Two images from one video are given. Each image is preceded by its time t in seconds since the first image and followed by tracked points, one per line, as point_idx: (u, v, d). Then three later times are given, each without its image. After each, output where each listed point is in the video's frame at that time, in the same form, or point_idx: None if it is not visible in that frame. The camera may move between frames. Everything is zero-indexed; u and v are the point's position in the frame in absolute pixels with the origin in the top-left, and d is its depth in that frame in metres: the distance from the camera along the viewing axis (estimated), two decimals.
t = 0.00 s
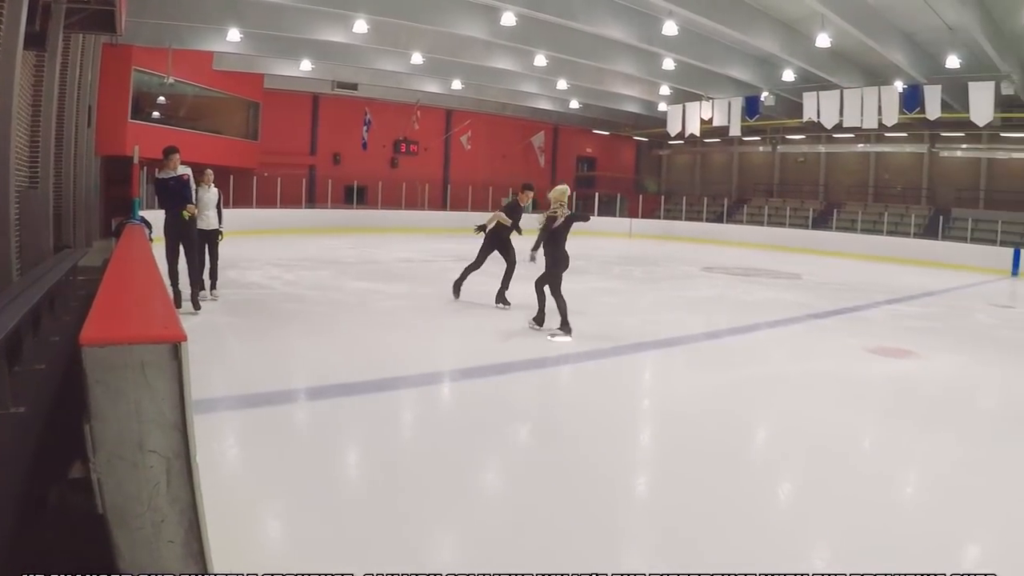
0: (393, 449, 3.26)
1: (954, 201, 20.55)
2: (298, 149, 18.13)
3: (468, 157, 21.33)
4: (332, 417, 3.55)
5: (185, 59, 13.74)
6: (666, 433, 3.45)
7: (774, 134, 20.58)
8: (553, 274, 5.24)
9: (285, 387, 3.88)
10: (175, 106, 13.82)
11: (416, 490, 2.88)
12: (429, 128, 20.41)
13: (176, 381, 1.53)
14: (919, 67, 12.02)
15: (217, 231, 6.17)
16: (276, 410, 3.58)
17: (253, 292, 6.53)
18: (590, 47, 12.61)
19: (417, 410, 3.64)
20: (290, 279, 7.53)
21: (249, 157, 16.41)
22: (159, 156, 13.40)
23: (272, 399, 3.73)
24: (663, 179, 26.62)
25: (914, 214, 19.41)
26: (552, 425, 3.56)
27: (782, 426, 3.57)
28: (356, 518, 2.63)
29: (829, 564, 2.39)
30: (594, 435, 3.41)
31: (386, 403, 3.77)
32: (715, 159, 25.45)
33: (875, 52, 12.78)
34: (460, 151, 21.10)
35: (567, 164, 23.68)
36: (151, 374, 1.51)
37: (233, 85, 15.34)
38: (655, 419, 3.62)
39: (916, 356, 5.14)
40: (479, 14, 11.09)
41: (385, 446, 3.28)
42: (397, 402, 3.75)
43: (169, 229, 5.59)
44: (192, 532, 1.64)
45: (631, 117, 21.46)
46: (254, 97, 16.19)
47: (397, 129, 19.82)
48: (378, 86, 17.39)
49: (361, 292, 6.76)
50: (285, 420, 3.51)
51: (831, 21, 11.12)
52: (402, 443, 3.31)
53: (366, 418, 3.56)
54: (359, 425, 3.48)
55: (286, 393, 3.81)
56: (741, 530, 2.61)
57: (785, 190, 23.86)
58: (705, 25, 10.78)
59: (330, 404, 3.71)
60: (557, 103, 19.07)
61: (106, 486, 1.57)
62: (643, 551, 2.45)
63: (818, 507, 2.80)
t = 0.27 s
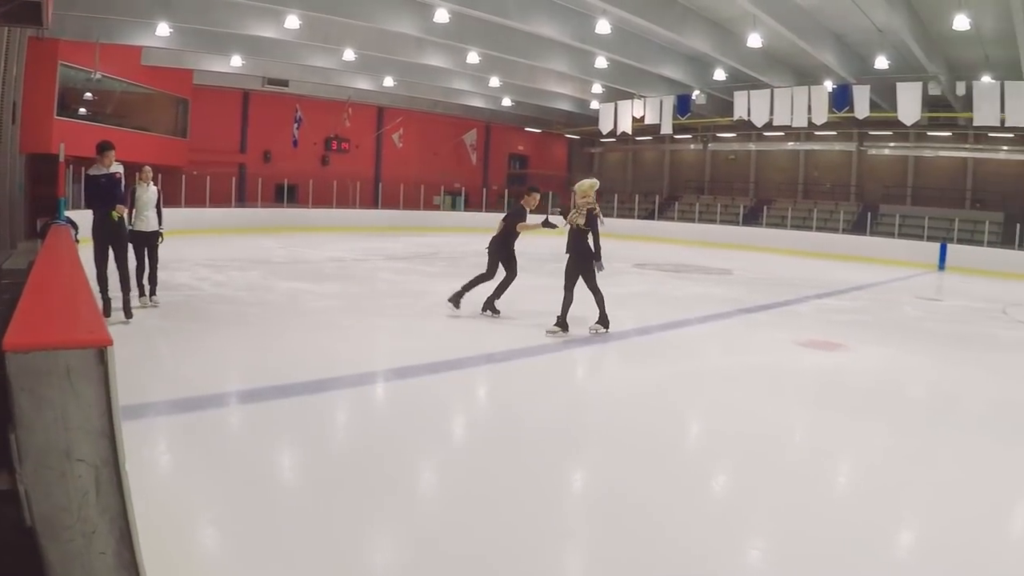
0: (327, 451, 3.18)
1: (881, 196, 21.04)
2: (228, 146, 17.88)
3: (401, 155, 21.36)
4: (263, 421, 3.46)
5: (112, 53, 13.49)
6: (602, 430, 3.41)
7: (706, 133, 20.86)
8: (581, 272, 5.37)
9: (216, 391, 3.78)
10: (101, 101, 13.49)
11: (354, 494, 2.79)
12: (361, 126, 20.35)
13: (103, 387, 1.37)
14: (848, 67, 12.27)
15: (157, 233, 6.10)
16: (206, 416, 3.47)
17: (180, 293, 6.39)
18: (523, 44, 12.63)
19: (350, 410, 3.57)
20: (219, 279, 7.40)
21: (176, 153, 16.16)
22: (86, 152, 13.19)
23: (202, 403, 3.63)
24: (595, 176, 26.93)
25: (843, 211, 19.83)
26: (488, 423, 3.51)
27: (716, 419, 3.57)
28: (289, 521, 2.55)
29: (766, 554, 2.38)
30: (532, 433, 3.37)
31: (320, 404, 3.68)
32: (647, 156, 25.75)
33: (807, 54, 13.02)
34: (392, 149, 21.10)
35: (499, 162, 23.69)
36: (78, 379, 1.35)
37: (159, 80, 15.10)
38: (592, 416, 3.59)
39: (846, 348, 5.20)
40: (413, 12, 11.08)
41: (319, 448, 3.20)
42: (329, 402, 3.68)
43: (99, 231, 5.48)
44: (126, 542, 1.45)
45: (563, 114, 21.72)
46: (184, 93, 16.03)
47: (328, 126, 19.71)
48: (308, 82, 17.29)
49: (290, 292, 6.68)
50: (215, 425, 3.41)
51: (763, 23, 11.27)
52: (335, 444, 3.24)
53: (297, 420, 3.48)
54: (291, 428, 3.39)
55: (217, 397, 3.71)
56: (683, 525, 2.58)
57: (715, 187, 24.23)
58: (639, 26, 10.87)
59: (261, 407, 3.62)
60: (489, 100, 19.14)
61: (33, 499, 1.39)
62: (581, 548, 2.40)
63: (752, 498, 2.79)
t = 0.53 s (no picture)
0: (359, 450, 3.23)
1: (913, 189, 20.76)
2: (255, 153, 18.02)
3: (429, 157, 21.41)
4: (296, 421, 3.52)
5: (141, 65, 13.61)
6: (632, 428, 3.43)
7: (733, 129, 20.71)
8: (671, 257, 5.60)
9: (248, 393, 3.83)
10: (131, 112, 13.63)
11: (385, 494, 2.83)
12: (388, 129, 20.37)
13: (140, 390, 1.44)
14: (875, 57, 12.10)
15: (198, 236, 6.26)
16: (240, 418, 3.53)
17: (212, 297, 6.49)
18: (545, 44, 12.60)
19: (382, 411, 3.62)
20: (250, 284, 7.49)
21: (206, 161, 16.34)
22: (118, 163, 13.37)
23: (235, 405, 3.69)
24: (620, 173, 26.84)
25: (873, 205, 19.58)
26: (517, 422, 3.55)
27: (746, 417, 3.58)
28: (321, 521, 2.60)
29: (797, 552, 2.39)
30: (561, 431, 3.40)
31: (352, 405, 3.73)
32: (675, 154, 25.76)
33: (830, 45, 12.88)
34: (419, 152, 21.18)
35: (526, 162, 23.69)
36: (114, 383, 1.43)
37: (186, 89, 15.25)
38: (621, 413, 3.60)
39: (877, 344, 5.16)
40: (433, 13, 11.08)
41: (351, 448, 3.25)
42: (361, 403, 3.73)
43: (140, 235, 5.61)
44: (161, 541, 1.51)
45: (586, 112, 21.76)
46: (210, 101, 16.21)
47: (355, 130, 19.77)
48: (333, 87, 17.35)
49: (320, 295, 6.74)
50: (249, 425, 3.47)
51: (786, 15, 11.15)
52: (367, 444, 3.29)
53: (331, 420, 3.53)
54: (324, 429, 3.44)
55: (249, 399, 3.77)
56: (712, 522, 2.60)
57: (745, 183, 24.12)
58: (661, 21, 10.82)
59: (294, 408, 3.67)
60: (517, 101, 19.06)
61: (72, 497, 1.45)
62: (611, 546, 2.44)
63: (783, 496, 2.80)
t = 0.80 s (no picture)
0: (370, 450, 3.24)
1: (925, 189, 20.71)
2: (268, 153, 18.06)
3: (441, 157, 21.43)
4: (308, 420, 3.53)
5: (153, 64, 13.64)
6: (643, 428, 3.44)
7: (745, 129, 20.68)
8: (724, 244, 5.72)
9: (261, 393, 3.85)
10: (143, 111, 13.66)
11: (396, 494, 2.84)
12: (400, 129, 20.37)
13: (152, 388, 1.37)
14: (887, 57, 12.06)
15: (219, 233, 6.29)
16: (253, 417, 3.55)
17: (225, 296, 6.52)
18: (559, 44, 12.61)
19: (393, 411, 3.63)
20: (262, 283, 7.51)
21: (218, 160, 16.39)
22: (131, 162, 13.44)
23: (248, 404, 3.71)
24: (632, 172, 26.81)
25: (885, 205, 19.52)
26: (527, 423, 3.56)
27: (758, 417, 3.58)
28: (332, 521, 2.60)
29: (808, 554, 2.39)
30: (572, 432, 3.40)
31: (363, 405, 3.75)
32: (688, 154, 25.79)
33: (843, 45, 12.84)
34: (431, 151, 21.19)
35: (539, 161, 23.69)
36: (127, 380, 1.37)
37: (199, 89, 15.28)
38: (632, 414, 3.61)
39: (890, 345, 5.16)
40: (444, 13, 11.08)
41: (363, 448, 3.26)
42: (372, 403, 3.74)
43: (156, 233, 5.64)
44: (173, 539, 1.46)
45: (599, 112, 21.70)
46: (223, 101, 16.28)
47: (367, 129, 19.78)
48: (345, 87, 17.37)
49: (333, 295, 6.76)
50: (261, 425, 3.48)
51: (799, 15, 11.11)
52: (378, 444, 3.29)
53: (342, 420, 3.54)
54: (336, 428, 3.46)
55: (262, 398, 3.78)
56: (723, 524, 2.60)
57: (757, 183, 24.09)
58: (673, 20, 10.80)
59: (305, 408, 3.69)
60: (528, 100, 19.07)
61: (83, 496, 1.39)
62: (621, 546, 2.44)
63: (794, 497, 2.81)
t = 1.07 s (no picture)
0: (379, 450, 3.25)
1: (936, 190, 20.66)
2: (277, 152, 18.08)
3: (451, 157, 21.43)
4: (317, 420, 3.54)
5: (163, 65, 13.67)
6: (651, 429, 3.44)
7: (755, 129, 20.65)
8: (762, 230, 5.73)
9: (270, 391, 3.86)
10: (153, 112, 13.68)
11: (404, 493, 2.85)
12: (410, 129, 20.38)
13: (162, 387, 1.39)
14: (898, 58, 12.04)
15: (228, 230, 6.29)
16: (262, 416, 3.56)
17: (236, 295, 6.54)
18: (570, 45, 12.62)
19: (402, 410, 3.64)
20: (273, 283, 7.52)
21: (228, 160, 16.42)
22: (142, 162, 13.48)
23: (258, 403, 3.72)
24: (642, 172, 26.78)
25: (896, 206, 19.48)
26: (535, 422, 3.56)
27: (768, 418, 3.58)
28: (341, 520, 2.61)
29: (816, 554, 2.40)
30: (580, 432, 3.41)
31: (372, 404, 3.75)
32: (698, 155, 25.81)
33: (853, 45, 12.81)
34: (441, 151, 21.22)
35: (549, 161, 23.67)
36: (136, 381, 1.39)
37: (210, 89, 15.32)
38: (640, 415, 3.61)
39: (901, 346, 5.15)
40: (454, 12, 11.07)
41: (372, 448, 3.27)
42: (382, 402, 3.75)
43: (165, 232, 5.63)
44: (182, 538, 1.48)
45: (609, 112, 21.63)
46: (234, 101, 16.31)
47: (377, 129, 19.81)
48: (355, 87, 17.39)
49: (344, 295, 6.77)
50: (271, 424, 3.50)
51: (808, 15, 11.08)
52: (387, 444, 3.30)
53: (352, 420, 3.55)
54: (345, 428, 3.46)
55: (271, 398, 3.79)
56: (732, 525, 2.60)
57: (767, 183, 24.07)
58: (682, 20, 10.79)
59: (315, 407, 3.70)
60: (538, 100, 19.05)
61: (94, 494, 1.42)
62: (630, 546, 2.45)
63: (804, 498, 2.81)
